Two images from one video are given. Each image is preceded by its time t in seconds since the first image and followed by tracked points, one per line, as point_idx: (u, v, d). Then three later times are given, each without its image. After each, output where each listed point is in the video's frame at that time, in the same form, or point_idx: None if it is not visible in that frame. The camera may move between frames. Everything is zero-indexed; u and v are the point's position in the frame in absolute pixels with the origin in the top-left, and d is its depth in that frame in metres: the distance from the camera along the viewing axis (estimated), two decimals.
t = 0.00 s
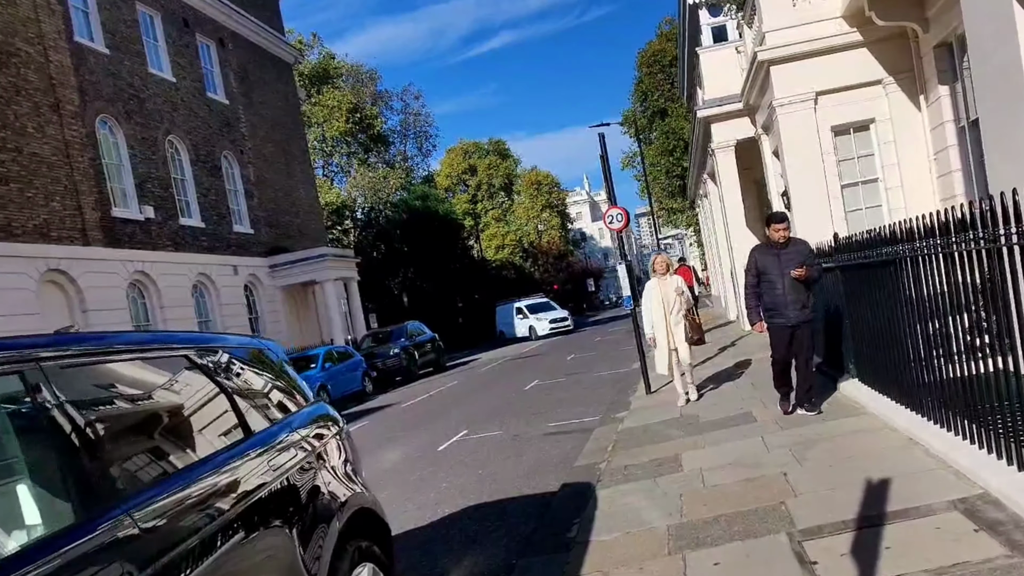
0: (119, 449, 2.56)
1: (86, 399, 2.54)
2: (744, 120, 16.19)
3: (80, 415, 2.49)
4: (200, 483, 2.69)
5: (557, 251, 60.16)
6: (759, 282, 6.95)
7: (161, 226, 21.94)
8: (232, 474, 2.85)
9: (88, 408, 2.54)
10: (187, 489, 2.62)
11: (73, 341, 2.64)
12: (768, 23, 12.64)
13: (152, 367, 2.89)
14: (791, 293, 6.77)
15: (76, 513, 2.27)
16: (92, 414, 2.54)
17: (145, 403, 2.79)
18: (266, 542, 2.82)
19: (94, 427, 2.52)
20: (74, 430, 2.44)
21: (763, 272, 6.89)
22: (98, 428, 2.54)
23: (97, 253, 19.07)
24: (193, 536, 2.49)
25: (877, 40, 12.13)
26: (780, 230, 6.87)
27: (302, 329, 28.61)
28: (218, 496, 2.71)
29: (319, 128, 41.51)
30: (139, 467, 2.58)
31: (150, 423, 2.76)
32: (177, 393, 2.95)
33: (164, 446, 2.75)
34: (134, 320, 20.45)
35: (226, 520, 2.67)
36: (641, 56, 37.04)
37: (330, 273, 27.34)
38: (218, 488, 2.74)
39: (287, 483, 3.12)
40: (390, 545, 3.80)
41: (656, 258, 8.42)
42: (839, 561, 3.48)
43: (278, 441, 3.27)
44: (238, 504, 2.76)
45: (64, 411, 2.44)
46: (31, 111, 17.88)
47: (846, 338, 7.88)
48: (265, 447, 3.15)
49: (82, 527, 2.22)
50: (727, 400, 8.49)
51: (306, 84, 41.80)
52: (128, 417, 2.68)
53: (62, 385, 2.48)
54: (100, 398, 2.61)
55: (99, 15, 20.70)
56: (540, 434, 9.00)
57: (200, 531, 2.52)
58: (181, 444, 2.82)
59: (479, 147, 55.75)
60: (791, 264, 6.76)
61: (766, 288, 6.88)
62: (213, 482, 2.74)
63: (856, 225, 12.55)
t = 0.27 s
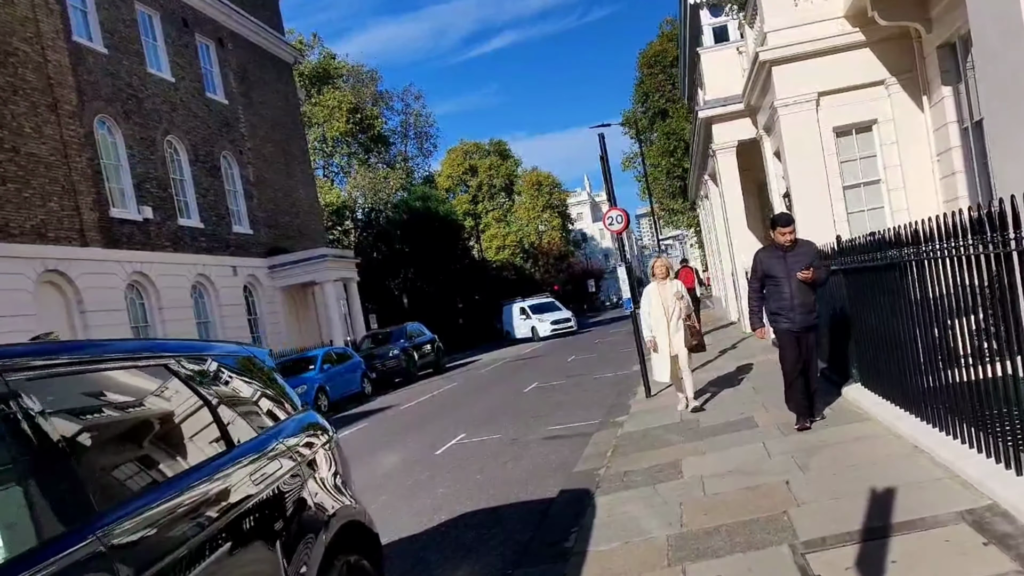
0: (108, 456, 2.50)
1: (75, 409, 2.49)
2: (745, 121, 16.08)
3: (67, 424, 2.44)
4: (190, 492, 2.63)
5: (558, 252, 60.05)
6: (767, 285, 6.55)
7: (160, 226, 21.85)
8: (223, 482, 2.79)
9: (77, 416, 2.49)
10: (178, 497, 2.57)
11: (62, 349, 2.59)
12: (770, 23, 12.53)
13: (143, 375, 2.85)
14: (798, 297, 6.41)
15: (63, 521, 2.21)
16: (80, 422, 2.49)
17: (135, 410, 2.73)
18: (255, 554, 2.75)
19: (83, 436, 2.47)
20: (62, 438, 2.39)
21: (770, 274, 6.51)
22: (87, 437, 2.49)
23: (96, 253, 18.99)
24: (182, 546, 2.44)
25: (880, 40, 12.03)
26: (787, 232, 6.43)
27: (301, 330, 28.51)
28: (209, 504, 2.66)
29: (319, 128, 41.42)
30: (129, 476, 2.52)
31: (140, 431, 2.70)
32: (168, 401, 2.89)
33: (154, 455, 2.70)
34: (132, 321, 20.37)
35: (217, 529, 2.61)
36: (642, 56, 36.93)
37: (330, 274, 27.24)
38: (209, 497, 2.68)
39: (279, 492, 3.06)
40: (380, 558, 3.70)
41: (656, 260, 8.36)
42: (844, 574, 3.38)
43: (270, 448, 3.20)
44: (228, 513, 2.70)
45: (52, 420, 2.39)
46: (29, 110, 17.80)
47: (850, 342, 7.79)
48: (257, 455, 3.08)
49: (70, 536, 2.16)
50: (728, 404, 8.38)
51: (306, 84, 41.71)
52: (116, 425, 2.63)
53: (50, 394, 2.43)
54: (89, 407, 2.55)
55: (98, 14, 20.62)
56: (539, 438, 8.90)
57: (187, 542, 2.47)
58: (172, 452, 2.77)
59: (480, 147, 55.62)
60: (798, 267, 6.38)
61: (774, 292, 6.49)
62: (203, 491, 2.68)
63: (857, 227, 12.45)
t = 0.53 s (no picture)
0: (93, 459, 2.44)
1: (61, 410, 2.43)
2: (746, 119, 15.97)
3: (52, 426, 2.37)
4: (176, 493, 2.58)
5: (559, 251, 59.95)
6: (774, 288, 6.19)
7: (158, 223, 21.74)
8: (209, 484, 2.73)
9: (63, 417, 2.42)
10: (164, 499, 2.52)
11: (50, 350, 2.52)
12: (772, 20, 12.42)
13: (132, 375, 2.77)
14: (807, 301, 6.05)
15: (37, 525, 2.13)
16: (66, 424, 2.43)
17: (124, 411, 2.66)
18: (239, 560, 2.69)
19: (67, 437, 2.40)
20: (46, 440, 2.33)
21: (776, 277, 6.15)
22: (72, 438, 2.42)
23: (93, 250, 18.89)
24: (166, 549, 2.39)
25: (882, 38, 11.92)
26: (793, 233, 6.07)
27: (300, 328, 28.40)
28: (195, 506, 2.61)
29: (319, 126, 41.30)
30: (114, 479, 2.46)
31: (128, 432, 2.63)
32: (158, 402, 2.82)
33: (141, 456, 2.63)
34: (130, 319, 20.27)
35: (203, 532, 2.56)
36: (644, 55, 36.80)
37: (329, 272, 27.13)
38: (195, 499, 2.62)
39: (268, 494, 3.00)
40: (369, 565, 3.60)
41: (654, 261, 8.22)
42: None
43: (258, 449, 3.13)
44: (215, 516, 2.65)
45: (35, 422, 2.32)
46: (26, 106, 17.70)
47: (852, 342, 7.69)
48: (244, 456, 3.02)
49: (48, 541, 2.10)
50: (727, 405, 8.28)
51: (306, 82, 41.60)
52: (104, 426, 2.56)
53: (35, 396, 2.36)
54: (76, 407, 2.49)
55: (96, 10, 20.51)
56: (537, 439, 8.80)
57: (173, 543, 2.42)
58: (161, 453, 2.71)
59: (480, 146, 55.48)
60: (805, 269, 6.05)
61: (781, 296, 6.13)
62: (188, 493, 2.61)
63: (859, 226, 12.33)
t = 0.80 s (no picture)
0: (79, 459, 2.42)
1: (49, 409, 2.41)
2: (748, 116, 15.86)
3: (38, 425, 2.35)
4: (164, 492, 2.54)
5: (559, 248, 59.90)
6: (777, 286, 6.01)
7: (156, 220, 21.65)
8: (197, 482, 2.68)
9: (50, 415, 2.40)
10: (152, 497, 2.48)
11: (44, 347, 2.50)
12: (774, 16, 12.32)
13: (124, 374, 2.74)
14: (812, 296, 5.86)
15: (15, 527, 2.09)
16: (53, 422, 2.40)
17: (114, 409, 2.63)
18: (224, 563, 2.62)
19: (53, 437, 2.38)
20: (31, 440, 2.31)
21: (779, 274, 5.97)
22: (59, 437, 2.40)
23: (90, 247, 18.80)
24: (152, 548, 2.34)
25: (885, 34, 11.82)
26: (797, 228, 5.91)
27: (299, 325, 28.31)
28: (183, 504, 2.56)
29: (319, 123, 41.08)
30: (101, 478, 2.44)
31: (118, 430, 2.60)
32: (148, 400, 2.78)
33: (131, 454, 2.59)
34: (127, 315, 20.19)
35: (190, 531, 2.52)
36: (644, 52, 36.67)
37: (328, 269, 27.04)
38: (183, 497, 2.58)
39: (258, 493, 2.95)
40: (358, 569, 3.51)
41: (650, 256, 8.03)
42: None
43: (249, 448, 3.08)
44: (204, 514, 2.61)
45: (21, 421, 2.30)
46: (23, 102, 17.60)
47: (855, 340, 7.61)
48: (235, 453, 2.96)
49: (28, 542, 2.06)
50: (727, 404, 8.20)
51: (306, 78, 41.48)
52: (94, 424, 2.54)
53: (24, 394, 2.34)
54: (66, 405, 2.47)
55: (94, 6, 20.40)
56: (535, 438, 8.71)
57: (161, 541, 2.39)
58: (151, 451, 2.67)
59: (481, 143, 55.38)
60: (811, 265, 5.87)
61: (785, 293, 5.95)
62: (176, 491, 2.57)
63: (861, 223, 12.19)
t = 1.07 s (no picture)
0: (64, 457, 2.40)
1: (35, 406, 2.42)
2: (749, 112, 15.74)
3: (23, 424, 2.35)
4: (148, 490, 2.46)
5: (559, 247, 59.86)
6: (783, 279, 5.80)
7: (153, 217, 21.52)
8: (182, 480, 2.60)
9: (35, 414, 2.41)
10: (136, 495, 2.41)
11: (31, 345, 2.51)
12: (774, 12, 12.20)
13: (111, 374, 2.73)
14: (817, 290, 5.69)
15: None
16: (38, 421, 2.41)
17: (100, 407, 2.62)
18: (208, 572, 2.49)
19: (38, 435, 2.37)
20: (15, 437, 2.30)
21: (786, 267, 5.76)
22: (44, 436, 2.39)
23: (86, 243, 18.69)
24: (136, 547, 2.25)
25: (887, 29, 11.70)
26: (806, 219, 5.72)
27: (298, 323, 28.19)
28: (168, 503, 2.48)
29: (319, 120, 40.94)
30: (87, 475, 2.40)
31: (105, 429, 2.58)
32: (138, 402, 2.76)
33: (117, 453, 2.55)
34: (124, 313, 20.09)
35: (176, 530, 2.43)
36: (644, 49, 36.54)
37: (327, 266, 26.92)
38: (168, 496, 2.50)
39: (240, 494, 2.83)
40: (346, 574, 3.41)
41: (647, 252, 7.77)
42: None
43: (233, 446, 3.01)
44: (190, 514, 2.53)
45: (5, 419, 2.30)
46: (18, 97, 17.47)
47: (857, 338, 7.51)
48: (219, 453, 2.89)
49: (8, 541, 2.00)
50: (727, 404, 8.09)
51: (305, 75, 41.34)
52: (79, 423, 2.52)
53: (9, 390, 2.34)
54: (56, 405, 2.48)
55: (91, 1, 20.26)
56: (532, 437, 8.61)
57: (149, 537, 2.32)
58: (137, 450, 2.63)
59: (481, 140, 55.25)
60: (819, 259, 5.69)
61: (791, 287, 5.75)
62: (160, 490, 2.49)
63: (862, 221, 12.08)
